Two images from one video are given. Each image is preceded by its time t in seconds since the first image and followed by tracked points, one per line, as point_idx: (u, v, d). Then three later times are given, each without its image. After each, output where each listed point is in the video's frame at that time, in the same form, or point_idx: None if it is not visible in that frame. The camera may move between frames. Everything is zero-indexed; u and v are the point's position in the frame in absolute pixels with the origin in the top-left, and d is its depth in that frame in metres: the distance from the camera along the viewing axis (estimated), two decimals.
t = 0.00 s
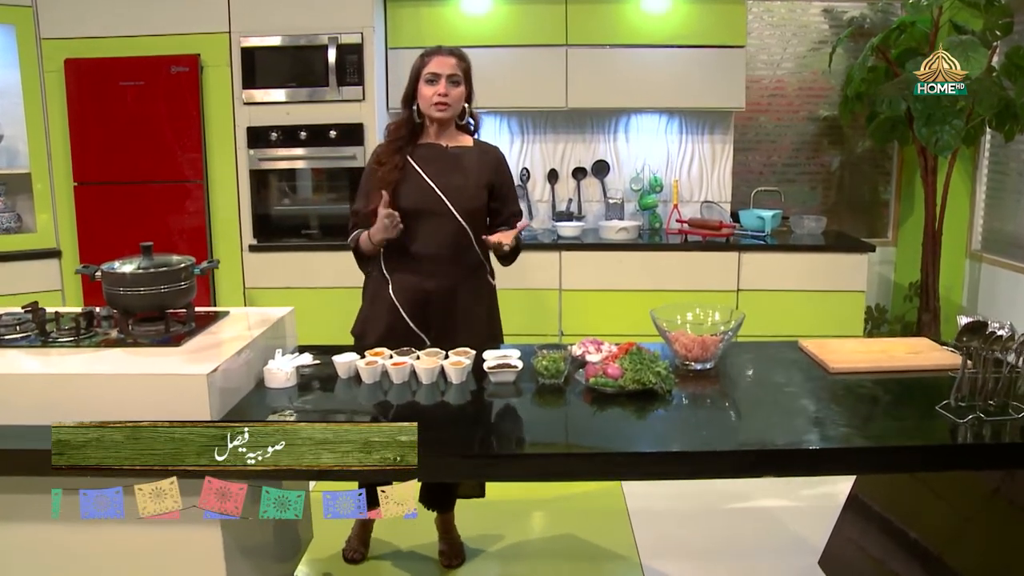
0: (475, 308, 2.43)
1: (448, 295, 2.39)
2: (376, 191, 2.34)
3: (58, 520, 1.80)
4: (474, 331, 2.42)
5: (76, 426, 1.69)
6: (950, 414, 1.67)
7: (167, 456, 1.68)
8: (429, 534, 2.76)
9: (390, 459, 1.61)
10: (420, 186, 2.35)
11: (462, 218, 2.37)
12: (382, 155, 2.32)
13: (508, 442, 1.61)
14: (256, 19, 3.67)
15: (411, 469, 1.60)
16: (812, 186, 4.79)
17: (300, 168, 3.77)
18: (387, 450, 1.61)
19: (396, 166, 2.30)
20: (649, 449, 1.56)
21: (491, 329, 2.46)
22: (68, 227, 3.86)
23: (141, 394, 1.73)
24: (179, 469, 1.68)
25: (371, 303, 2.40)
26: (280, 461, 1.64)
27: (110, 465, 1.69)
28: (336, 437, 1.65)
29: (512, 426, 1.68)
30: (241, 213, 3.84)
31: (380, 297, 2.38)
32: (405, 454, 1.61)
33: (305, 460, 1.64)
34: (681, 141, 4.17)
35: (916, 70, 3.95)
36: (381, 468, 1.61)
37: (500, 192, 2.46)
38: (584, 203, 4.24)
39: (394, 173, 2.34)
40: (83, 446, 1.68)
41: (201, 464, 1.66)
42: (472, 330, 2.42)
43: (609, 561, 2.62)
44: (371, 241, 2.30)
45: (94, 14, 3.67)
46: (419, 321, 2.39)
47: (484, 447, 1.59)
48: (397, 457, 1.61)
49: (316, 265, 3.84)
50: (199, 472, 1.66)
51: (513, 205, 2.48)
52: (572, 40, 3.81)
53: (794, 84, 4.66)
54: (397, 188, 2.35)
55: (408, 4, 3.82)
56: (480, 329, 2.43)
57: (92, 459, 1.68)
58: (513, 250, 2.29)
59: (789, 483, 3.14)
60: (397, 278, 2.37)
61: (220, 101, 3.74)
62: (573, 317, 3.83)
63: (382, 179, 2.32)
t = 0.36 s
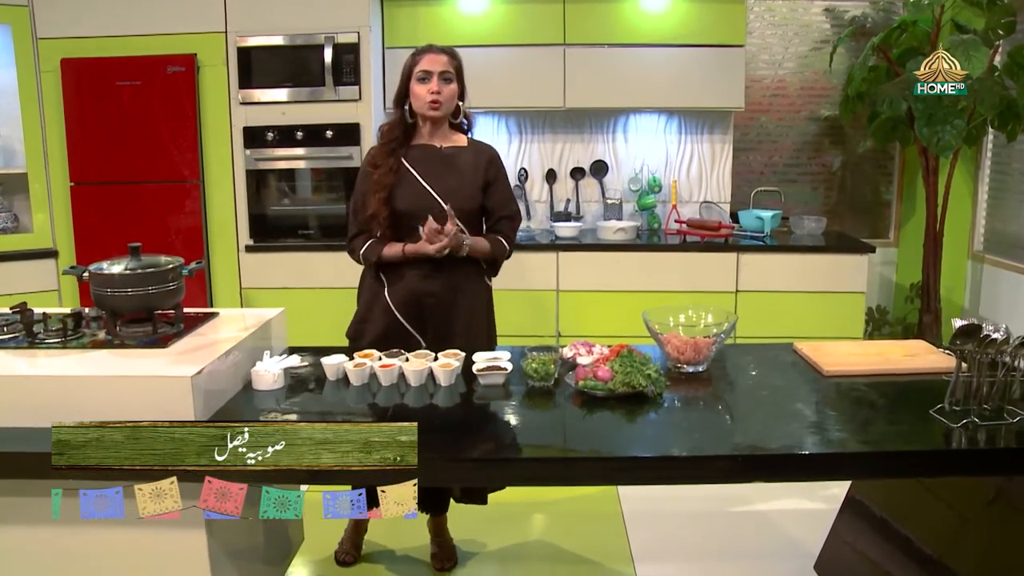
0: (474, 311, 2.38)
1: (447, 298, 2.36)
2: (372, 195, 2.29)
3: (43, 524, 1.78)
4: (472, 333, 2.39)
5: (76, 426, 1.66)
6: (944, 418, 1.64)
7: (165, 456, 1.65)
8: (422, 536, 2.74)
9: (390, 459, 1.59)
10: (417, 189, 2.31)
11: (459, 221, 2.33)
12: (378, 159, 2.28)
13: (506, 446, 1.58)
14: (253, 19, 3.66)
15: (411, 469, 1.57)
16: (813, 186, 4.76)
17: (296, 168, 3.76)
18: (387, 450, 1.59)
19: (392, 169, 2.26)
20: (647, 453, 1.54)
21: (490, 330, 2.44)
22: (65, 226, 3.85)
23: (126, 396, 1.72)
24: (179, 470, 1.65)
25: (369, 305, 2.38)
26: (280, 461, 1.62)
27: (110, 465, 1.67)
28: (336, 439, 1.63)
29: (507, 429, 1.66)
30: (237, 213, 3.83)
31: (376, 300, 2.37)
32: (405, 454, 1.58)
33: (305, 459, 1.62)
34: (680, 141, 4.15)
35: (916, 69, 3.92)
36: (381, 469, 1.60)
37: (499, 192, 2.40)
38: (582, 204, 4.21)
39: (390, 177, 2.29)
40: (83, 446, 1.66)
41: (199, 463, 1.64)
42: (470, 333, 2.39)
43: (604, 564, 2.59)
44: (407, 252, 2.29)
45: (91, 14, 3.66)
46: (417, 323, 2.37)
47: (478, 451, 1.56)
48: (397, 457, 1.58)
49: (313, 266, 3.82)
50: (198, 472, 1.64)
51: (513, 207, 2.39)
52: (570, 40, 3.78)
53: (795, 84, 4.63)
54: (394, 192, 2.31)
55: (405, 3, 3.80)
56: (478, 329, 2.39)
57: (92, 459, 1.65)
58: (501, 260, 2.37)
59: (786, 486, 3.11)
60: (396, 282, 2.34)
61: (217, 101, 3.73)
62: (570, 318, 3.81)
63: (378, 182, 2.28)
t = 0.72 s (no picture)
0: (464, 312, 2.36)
1: (436, 299, 2.34)
2: (361, 195, 2.29)
3: (26, 527, 1.76)
4: (461, 334, 2.37)
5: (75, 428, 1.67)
6: (939, 423, 1.62)
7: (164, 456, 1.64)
8: (415, 538, 2.72)
9: (390, 459, 1.56)
10: (406, 190, 2.30)
11: (447, 224, 2.31)
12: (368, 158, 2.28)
13: (499, 449, 1.57)
14: (250, 18, 3.65)
15: (411, 469, 1.55)
16: (815, 187, 4.73)
17: (293, 168, 3.74)
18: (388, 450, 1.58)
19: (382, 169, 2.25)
20: (648, 458, 1.51)
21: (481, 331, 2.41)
22: (62, 226, 3.85)
23: (112, 398, 1.70)
24: (179, 470, 1.64)
25: (358, 306, 2.37)
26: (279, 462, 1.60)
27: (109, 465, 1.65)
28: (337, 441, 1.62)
29: (502, 430, 1.66)
30: (235, 213, 3.82)
31: (365, 300, 2.36)
32: (405, 454, 1.56)
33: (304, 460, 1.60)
34: (680, 141, 4.12)
35: (916, 69, 3.89)
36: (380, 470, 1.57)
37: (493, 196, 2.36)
38: (582, 204, 4.19)
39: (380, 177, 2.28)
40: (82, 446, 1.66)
41: (200, 463, 1.63)
42: (459, 334, 2.36)
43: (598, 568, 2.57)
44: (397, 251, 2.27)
45: (89, 14, 3.66)
46: (406, 324, 2.36)
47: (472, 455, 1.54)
48: (397, 457, 1.56)
49: (310, 266, 3.81)
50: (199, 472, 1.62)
51: (504, 210, 2.35)
52: (568, 39, 3.76)
53: (798, 84, 4.60)
54: (384, 192, 2.30)
55: (403, 2, 3.78)
56: (468, 330, 2.37)
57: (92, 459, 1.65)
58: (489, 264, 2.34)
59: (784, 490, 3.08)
60: (385, 281, 2.34)
61: (214, 101, 3.72)
62: (569, 319, 3.78)
63: (367, 182, 2.27)
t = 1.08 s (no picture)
0: (457, 315, 2.36)
1: (427, 301, 2.32)
2: (359, 195, 2.23)
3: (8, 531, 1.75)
4: (453, 336, 2.36)
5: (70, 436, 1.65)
6: (932, 428, 1.60)
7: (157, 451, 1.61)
8: (408, 541, 2.69)
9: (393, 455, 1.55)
10: (405, 191, 2.27)
11: (445, 226, 2.30)
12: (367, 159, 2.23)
13: (493, 453, 1.55)
14: (248, 18, 3.64)
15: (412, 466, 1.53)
16: (818, 187, 4.70)
17: (290, 168, 3.73)
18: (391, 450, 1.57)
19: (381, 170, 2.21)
20: (647, 462, 1.49)
21: (472, 334, 2.42)
22: (59, 227, 3.84)
23: (96, 401, 1.69)
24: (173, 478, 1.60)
25: (349, 308, 2.34)
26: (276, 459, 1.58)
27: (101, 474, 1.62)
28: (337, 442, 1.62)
29: (499, 432, 1.65)
30: (232, 213, 3.81)
31: (357, 300, 2.33)
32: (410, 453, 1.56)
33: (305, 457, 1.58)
34: (680, 141, 4.10)
35: (916, 70, 3.87)
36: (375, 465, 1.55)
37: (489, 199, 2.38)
38: (581, 205, 4.18)
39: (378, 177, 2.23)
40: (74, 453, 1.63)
41: (191, 455, 1.58)
42: (451, 336, 2.35)
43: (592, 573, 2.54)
44: (402, 251, 2.24)
45: (86, 14, 3.66)
46: (396, 326, 2.34)
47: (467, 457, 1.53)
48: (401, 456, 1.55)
49: (307, 267, 3.80)
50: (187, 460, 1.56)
51: (505, 211, 2.37)
52: (566, 38, 3.74)
53: (800, 84, 4.57)
54: (382, 193, 2.26)
55: (400, 1, 3.76)
56: (460, 333, 2.37)
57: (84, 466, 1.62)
58: (496, 263, 2.37)
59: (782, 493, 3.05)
60: (377, 282, 2.31)
61: (211, 101, 3.71)
62: (566, 321, 3.76)
63: (366, 183, 2.22)
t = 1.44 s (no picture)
0: (438, 315, 2.36)
1: (407, 301, 2.32)
2: (336, 192, 2.20)
3: None
4: (433, 336, 2.35)
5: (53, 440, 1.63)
6: (922, 433, 1.57)
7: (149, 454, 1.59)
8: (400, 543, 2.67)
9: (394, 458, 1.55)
10: (382, 190, 2.26)
11: (423, 225, 2.30)
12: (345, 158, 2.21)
13: (482, 459, 1.52)
14: (244, 18, 3.63)
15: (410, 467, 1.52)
16: (818, 187, 4.67)
17: (286, 168, 3.71)
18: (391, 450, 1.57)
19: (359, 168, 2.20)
20: (644, 468, 1.47)
21: (454, 334, 2.41)
22: (55, 227, 3.84)
23: (78, 403, 1.68)
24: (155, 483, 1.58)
25: (328, 307, 2.33)
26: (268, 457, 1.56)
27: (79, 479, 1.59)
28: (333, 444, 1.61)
29: (487, 435, 1.63)
30: (228, 213, 3.80)
31: (336, 299, 2.32)
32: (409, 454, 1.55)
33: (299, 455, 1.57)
34: (678, 141, 4.08)
35: (916, 69, 3.85)
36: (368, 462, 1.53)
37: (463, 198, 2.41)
38: (578, 205, 4.16)
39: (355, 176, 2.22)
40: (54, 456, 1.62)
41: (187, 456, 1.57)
42: (432, 336, 2.34)
43: None
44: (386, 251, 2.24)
45: (82, 14, 3.65)
46: (375, 325, 2.33)
47: (455, 463, 1.51)
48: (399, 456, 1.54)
49: (302, 267, 3.78)
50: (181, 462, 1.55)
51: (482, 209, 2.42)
52: (564, 38, 3.72)
53: (801, 84, 4.55)
54: (358, 191, 2.25)
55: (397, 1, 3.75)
56: (440, 332, 2.36)
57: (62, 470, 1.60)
58: (484, 252, 2.39)
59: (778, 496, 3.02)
60: (356, 281, 2.31)
61: (207, 101, 3.70)
62: (562, 322, 3.74)
63: (343, 180, 2.20)
